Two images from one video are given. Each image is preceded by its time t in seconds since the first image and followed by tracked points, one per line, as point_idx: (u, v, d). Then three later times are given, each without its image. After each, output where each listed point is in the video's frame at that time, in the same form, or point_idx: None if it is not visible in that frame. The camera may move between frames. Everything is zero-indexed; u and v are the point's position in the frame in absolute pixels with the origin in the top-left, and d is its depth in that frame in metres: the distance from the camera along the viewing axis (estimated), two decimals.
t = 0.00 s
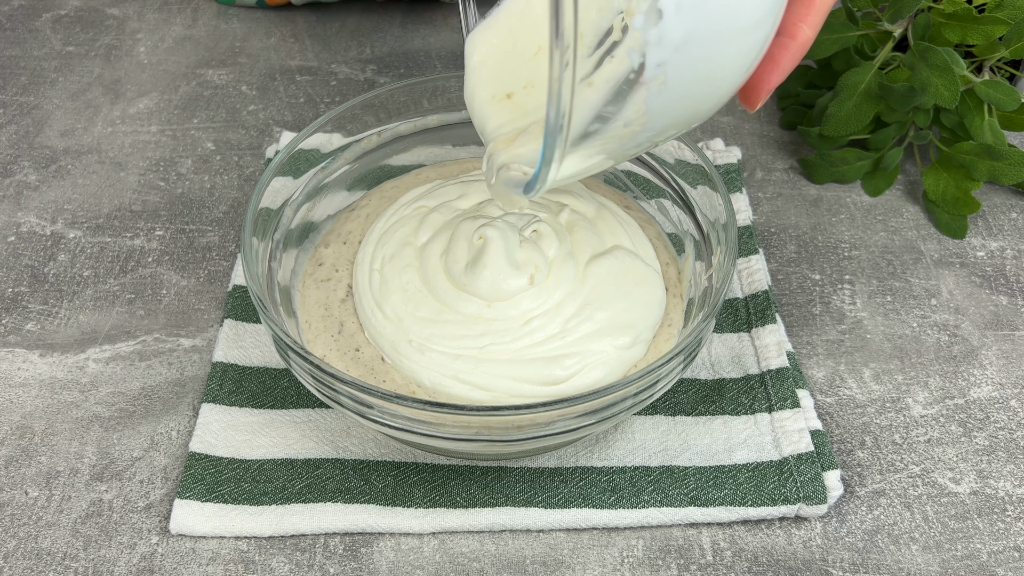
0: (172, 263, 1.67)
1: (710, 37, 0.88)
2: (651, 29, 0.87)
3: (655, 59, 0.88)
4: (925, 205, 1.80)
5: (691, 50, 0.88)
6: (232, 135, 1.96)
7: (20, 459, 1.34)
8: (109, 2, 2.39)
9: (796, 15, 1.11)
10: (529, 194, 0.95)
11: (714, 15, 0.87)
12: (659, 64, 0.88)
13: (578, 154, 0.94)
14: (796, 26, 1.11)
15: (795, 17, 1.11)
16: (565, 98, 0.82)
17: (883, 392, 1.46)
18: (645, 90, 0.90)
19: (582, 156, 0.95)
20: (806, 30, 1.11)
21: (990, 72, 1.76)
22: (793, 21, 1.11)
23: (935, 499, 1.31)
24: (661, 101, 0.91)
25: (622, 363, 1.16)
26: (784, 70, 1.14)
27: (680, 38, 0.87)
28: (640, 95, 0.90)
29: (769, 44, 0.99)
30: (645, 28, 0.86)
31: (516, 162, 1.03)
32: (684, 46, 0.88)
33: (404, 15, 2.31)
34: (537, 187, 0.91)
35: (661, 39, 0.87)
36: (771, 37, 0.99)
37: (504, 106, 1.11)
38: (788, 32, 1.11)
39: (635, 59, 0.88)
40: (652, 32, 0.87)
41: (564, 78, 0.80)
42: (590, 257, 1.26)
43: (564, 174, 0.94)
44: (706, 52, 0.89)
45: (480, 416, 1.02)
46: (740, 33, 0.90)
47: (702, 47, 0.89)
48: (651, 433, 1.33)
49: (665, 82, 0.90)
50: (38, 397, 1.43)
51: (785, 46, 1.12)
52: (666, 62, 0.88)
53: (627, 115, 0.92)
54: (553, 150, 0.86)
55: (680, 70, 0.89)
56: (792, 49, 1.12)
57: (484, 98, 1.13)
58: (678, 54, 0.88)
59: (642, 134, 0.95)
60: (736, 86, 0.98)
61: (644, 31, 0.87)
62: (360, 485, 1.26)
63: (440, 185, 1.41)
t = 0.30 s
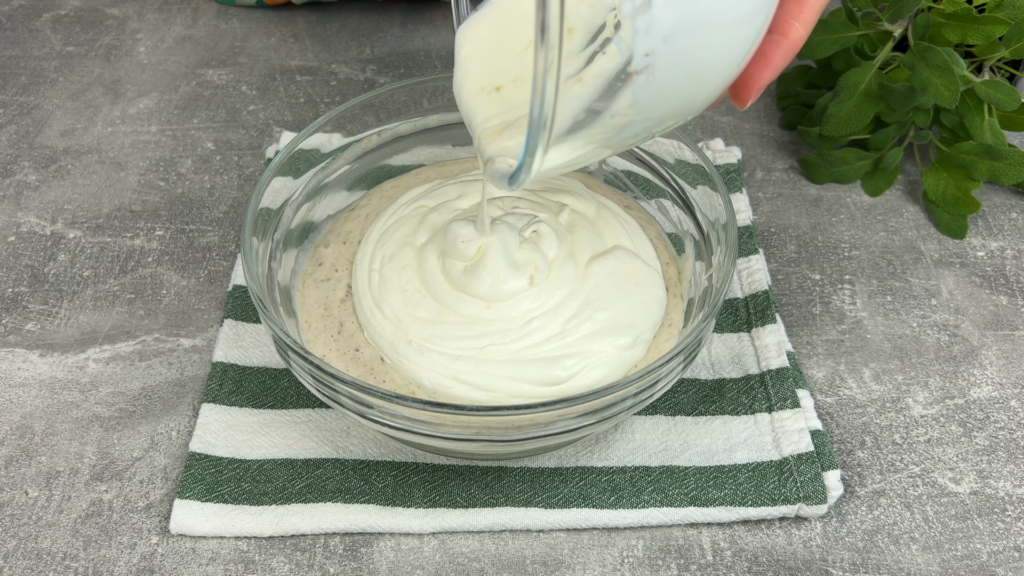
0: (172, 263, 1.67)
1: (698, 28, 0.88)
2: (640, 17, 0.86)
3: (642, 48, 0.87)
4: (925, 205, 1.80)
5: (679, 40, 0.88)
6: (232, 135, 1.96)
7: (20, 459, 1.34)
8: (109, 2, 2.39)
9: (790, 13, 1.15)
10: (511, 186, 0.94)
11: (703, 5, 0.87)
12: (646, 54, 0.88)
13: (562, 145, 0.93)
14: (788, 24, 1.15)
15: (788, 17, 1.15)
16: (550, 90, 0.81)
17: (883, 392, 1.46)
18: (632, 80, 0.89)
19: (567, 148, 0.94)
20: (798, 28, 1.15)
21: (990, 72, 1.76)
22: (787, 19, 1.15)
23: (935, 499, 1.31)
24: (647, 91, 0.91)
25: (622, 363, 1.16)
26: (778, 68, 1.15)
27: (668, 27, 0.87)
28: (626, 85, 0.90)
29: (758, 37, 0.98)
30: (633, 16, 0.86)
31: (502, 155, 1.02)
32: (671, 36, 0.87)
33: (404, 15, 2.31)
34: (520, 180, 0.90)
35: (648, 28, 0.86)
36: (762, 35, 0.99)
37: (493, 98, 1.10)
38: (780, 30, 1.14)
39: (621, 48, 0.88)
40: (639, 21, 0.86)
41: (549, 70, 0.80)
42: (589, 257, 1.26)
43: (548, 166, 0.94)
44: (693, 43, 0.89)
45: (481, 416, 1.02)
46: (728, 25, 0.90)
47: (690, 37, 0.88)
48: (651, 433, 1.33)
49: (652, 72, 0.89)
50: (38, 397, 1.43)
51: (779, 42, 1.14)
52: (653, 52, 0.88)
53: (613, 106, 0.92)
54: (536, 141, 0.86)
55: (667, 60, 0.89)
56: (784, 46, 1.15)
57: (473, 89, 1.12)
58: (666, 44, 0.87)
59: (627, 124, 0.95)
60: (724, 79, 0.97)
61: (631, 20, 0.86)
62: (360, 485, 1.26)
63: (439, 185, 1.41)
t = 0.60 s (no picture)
0: (172, 263, 1.66)
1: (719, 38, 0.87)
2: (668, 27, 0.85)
3: (668, 58, 0.86)
4: (925, 205, 1.80)
5: (703, 49, 0.87)
6: (232, 135, 1.96)
7: (20, 459, 1.34)
8: (109, 2, 2.39)
9: (795, 20, 1.08)
10: (524, 184, 0.93)
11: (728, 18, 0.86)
12: (670, 62, 0.87)
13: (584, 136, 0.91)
14: (795, 30, 1.08)
15: (795, 21, 1.08)
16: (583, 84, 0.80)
17: (884, 392, 1.46)
18: (654, 87, 0.89)
19: (583, 146, 0.94)
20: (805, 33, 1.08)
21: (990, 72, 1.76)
22: (793, 24, 1.08)
23: (935, 499, 1.31)
24: (666, 98, 0.90)
25: (622, 364, 1.16)
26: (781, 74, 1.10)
27: (695, 37, 0.86)
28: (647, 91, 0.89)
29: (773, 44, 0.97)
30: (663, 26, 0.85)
31: (502, 149, 1.01)
32: (697, 47, 0.87)
33: (404, 15, 2.31)
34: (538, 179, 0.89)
35: (676, 37, 0.85)
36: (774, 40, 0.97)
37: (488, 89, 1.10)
38: (787, 36, 1.08)
39: (648, 56, 0.86)
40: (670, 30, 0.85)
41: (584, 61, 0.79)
42: (590, 257, 1.26)
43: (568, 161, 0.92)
44: (715, 50, 0.88)
45: (480, 416, 1.02)
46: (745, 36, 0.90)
47: (713, 47, 0.88)
48: (651, 433, 1.33)
49: (674, 80, 0.89)
50: (38, 397, 1.43)
51: (784, 49, 1.08)
52: (677, 62, 0.87)
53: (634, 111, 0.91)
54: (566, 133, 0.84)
55: (689, 70, 0.88)
56: (789, 53, 1.09)
57: (467, 80, 1.12)
58: (691, 54, 0.87)
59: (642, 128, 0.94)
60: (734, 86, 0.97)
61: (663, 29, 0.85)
62: (360, 485, 1.26)
63: (438, 185, 1.41)
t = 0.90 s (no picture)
0: (172, 263, 1.67)
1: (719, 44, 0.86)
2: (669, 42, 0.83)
3: (668, 70, 0.85)
4: (925, 205, 1.80)
5: (703, 59, 0.86)
6: (232, 135, 1.96)
7: (20, 459, 1.34)
8: (109, 2, 2.39)
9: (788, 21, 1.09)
10: (531, 181, 0.94)
11: (727, 25, 0.85)
12: (670, 74, 0.86)
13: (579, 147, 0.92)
14: (786, 32, 1.10)
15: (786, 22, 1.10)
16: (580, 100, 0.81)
17: (884, 392, 1.46)
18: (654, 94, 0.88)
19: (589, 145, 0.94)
20: (796, 36, 1.10)
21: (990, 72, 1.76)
22: (785, 26, 1.10)
23: (935, 499, 1.31)
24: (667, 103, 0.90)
25: (623, 364, 1.16)
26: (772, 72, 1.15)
27: (694, 51, 0.85)
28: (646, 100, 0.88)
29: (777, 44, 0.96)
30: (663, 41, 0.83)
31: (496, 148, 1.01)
32: (697, 57, 0.86)
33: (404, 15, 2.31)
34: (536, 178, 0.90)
35: (677, 51, 0.84)
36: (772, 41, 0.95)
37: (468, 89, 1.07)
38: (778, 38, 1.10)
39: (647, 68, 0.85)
40: (670, 45, 0.83)
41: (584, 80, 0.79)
42: (590, 257, 1.26)
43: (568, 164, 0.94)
44: (715, 58, 0.87)
45: (480, 416, 1.02)
46: (746, 38, 0.88)
47: (713, 55, 0.87)
48: (651, 433, 1.33)
49: (673, 90, 0.88)
50: (38, 397, 1.43)
51: (774, 52, 1.11)
52: (677, 73, 0.86)
53: (632, 116, 0.91)
54: (563, 142, 0.85)
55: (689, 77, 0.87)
56: (778, 54, 1.12)
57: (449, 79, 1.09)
58: (691, 64, 0.86)
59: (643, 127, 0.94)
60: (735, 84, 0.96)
61: (665, 45, 0.83)
62: (360, 485, 1.26)
63: (438, 185, 1.41)
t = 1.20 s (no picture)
0: (172, 263, 1.67)
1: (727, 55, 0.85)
2: (682, 54, 0.81)
3: (677, 80, 0.84)
4: (925, 205, 1.80)
5: (711, 69, 0.85)
6: (232, 135, 1.96)
7: (20, 459, 1.34)
8: (109, 2, 2.39)
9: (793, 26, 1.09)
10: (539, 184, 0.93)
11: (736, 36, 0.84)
12: (680, 84, 0.85)
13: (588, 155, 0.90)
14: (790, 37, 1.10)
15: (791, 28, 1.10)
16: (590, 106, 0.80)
17: (884, 392, 1.46)
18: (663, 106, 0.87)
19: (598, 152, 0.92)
20: (802, 41, 1.10)
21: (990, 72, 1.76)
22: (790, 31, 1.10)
23: (935, 499, 1.31)
24: (672, 113, 0.89)
25: (624, 364, 1.16)
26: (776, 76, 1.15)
27: (704, 60, 0.83)
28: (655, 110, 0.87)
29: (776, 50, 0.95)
30: (677, 54, 0.81)
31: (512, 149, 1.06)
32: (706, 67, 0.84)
33: (404, 15, 2.31)
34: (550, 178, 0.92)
35: (688, 61, 0.82)
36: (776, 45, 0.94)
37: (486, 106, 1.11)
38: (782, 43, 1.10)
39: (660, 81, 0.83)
40: (682, 57, 0.82)
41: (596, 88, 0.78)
42: (591, 258, 1.26)
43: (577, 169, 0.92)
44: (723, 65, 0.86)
45: (480, 416, 1.02)
46: (752, 47, 0.87)
47: (721, 64, 0.86)
48: (651, 433, 1.33)
49: (682, 99, 0.87)
50: (38, 397, 1.43)
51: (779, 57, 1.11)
52: (686, 84, 0.85)
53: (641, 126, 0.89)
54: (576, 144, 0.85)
55: (696, 88, 0.86)
56: (784, 59, 1.12)
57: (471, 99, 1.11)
58: (699, 74, 0.85)
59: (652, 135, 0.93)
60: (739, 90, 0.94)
61: (676, 57, 0.81)
62: (360, 485, 1.26)
63: (438, 184, 1.42)
